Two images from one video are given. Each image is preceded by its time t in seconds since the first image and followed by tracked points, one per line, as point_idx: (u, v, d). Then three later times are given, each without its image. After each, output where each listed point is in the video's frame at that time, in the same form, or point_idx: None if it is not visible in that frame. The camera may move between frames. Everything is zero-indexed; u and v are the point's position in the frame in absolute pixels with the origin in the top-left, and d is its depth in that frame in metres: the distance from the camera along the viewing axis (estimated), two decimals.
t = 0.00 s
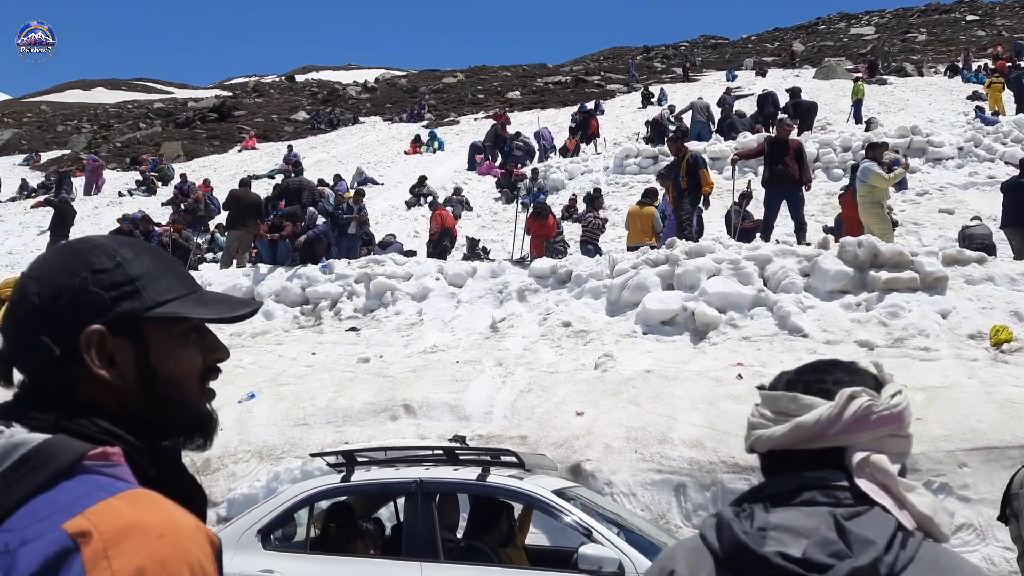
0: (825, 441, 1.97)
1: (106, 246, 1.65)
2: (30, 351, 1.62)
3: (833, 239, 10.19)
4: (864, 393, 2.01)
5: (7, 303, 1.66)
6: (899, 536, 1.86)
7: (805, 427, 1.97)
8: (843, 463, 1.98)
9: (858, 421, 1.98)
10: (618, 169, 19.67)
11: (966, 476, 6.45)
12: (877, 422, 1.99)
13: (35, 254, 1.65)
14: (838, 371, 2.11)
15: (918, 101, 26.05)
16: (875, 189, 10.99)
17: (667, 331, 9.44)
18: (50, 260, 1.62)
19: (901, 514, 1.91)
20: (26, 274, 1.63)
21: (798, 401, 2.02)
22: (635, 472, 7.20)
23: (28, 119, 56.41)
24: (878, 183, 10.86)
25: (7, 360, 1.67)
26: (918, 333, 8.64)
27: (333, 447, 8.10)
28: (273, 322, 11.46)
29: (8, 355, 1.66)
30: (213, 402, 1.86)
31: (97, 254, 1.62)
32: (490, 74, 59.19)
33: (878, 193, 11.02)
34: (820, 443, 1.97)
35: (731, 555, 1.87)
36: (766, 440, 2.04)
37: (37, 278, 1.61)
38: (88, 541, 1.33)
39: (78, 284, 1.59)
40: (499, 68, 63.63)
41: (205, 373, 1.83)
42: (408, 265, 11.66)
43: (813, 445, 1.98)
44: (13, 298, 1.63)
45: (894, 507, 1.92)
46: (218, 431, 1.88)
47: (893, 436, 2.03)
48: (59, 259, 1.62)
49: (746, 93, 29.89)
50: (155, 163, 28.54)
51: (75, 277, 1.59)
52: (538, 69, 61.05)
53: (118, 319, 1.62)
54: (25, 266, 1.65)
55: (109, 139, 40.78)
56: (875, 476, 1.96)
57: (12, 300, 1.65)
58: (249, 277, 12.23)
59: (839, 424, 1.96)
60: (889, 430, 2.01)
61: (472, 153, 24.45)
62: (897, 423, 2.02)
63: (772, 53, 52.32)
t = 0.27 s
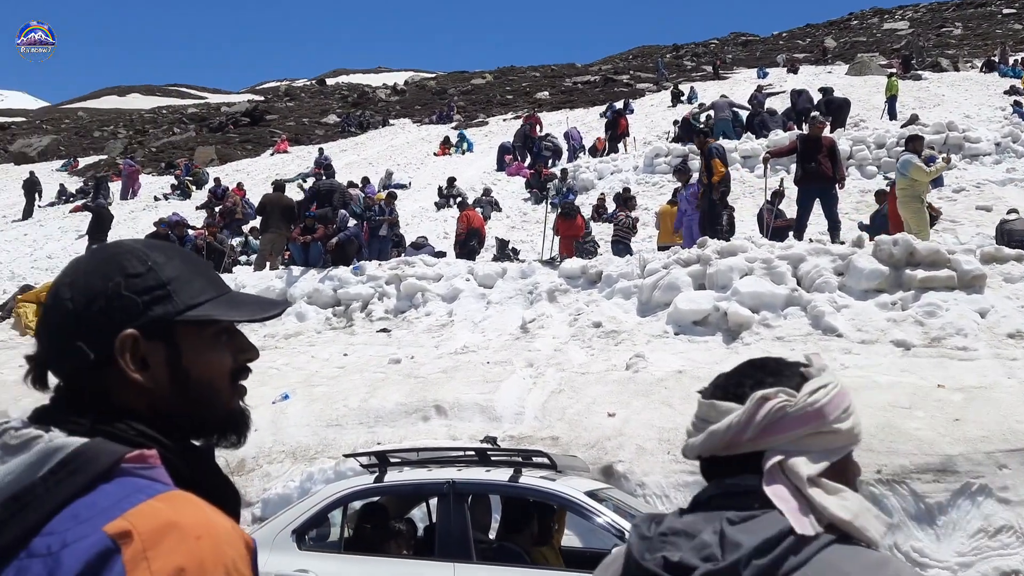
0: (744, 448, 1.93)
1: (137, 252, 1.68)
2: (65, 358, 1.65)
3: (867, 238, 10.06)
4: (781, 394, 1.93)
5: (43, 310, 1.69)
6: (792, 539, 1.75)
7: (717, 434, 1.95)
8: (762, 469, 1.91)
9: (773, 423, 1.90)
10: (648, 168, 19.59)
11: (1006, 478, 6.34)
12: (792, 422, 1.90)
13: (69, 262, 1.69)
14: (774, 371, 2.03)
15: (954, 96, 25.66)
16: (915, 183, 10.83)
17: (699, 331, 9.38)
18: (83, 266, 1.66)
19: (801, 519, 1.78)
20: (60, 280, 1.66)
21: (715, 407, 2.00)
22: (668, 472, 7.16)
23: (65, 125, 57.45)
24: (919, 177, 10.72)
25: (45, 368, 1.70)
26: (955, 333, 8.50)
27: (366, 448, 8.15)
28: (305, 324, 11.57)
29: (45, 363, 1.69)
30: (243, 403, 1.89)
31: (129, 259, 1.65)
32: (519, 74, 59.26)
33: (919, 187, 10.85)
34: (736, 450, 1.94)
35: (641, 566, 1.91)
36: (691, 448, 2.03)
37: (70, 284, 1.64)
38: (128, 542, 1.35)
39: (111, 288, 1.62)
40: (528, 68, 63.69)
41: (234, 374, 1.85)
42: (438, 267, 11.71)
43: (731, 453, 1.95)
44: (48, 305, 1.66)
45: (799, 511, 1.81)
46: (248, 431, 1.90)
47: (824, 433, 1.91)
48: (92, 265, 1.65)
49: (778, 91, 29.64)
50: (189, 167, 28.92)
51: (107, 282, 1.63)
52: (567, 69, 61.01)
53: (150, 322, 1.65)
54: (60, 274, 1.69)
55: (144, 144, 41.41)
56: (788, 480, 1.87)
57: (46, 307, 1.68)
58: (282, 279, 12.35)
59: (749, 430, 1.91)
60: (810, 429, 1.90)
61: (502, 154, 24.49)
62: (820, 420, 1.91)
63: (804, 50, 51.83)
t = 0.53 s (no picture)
0: (690, 452, 1.96)
1: (140, 258, 1.69)
2: (70, 363, 1.66)
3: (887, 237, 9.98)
4: (726, 396, 1.94)
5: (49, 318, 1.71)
6: (713, 545, 1.80)
7: (663, 440, 2.00)
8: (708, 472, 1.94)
9: (718, 425, 1.92)
10: (665, 169, 19.54)
11: None
12: (738, 425, 1.90)
13: (74, 269, 1.70)
14: (725, 373, 2.04)
15: (974, 94, 25.43)
16: (938, 180, 10.75)
17: (718, 332, 9.34)
18: (88, 272, 1.67)
19: (728, 525, 1.81)
20: (66, 287, 1.67)
21: (664, 412, 2.04)
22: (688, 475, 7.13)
23: (85, 133, 58.05)
24: (942, 174, 10.62)
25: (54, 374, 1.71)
26: (978, 333, 8.42)
27: (385, 451, 8.17)
28: (324, 328, 11.62)
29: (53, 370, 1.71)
30: (253, 402, 1.90)
31: (131, 265, 1.67)
32: (534, 77, 59.29)
33: (942, 184, 10.77)
34: (682, 455, 1.98)
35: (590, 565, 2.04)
36: (647, 451, 2.09)
37: (74, 291, 1.66)
38: (128, 551, 1.36)
39: (113, 295, 1.64)
40: (543, 71, 63.72)
41: (242, 374, 1.86)
42: (455, 270, 11.73)
43: (679, 457, 1.99)
44: (55, 311, 1.67)
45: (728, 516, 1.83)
46: (258, 431, 1.92)
47: (771, 434, 1.91)
48: (95, 272, 1.67)
49: (795, 90, 29.48)
50: (208, 173, 29.12)
51: (109, 288, 1.64)
52: (582, 71, 60.97)
53: (151, 328, 1.66)
54: (66, 281, 1.70)
55: (163, 151, 41.76)
56: (727, 485, 1.89)
57: (52, 313, 1.70)
58: (300, 283, 12.41)
59: (693, 434, 1.94)
60: (755, 431, 1.90)
61: (518, 156, 24.50)
62: (767, 421, 1.90)
63: (821, 49, 51.56)
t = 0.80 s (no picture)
0: (689, 451, 1.97)
1: (164, 262, 1.70)
2: (101, 370, 1.65)
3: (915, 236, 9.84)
4: (729, 397, 1.93)
5: (67, 324, 1.69)
6: (685, 549, 1.81)
7: (665, 438, 2.01)
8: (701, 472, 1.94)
9: (719, 427, 1.91)
10: (689, 170, 19.45)
11: None
12: (741, 426, 1.88)
13: (91, 273, 1.69)
14: (732, 374, 2.03)
15: (1004, 89, 25.06)
16: (970, 178, 10.59)
17: (744, 333, 9.27)
18: (114, 277, 1.66)
19: (703, 525, 1.82)
20: (91, 293, 1.66)
21: (669, 411, 2.05)
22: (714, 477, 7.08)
23: (114, 139, 58.82)
24: (975, 173, 10.44)
25: (75, 382, 1.70)
26: (1009, 332, 8.30)
27: (410, 454, 8.20)
28: (348, 331, 11.68)
29: (75, 378, 1.69)
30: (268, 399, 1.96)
31: (156, 269, 1.68)
32: (558, 78, 59.22)
33: (974, 182, 10.60)
34: (683, 454, 1.98)
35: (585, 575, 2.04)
36: (650, 449, 2.10)
37: (105, 297, 1.65)
38: (145, 557, 1.38)
39: (147, 299, 1.65)
40: (566, 72, 63.65)
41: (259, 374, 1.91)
42: (479, 273, 11.73)
43: (680, 455, 1.99)
44: (81, 319, 1.65)
45: (709, 518, 1.83)
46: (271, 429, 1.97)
47: (775, 439, 1.88)
48: (120, 276, 1.66)
49: (821, 88, 29.21)
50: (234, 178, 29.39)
51: (143, 293, 1.65)
52: (605, 72, 60.85)
53: (184, 331, 1.68)
54: (85, 286, 1.68)
55: (190, 156, 42.24)
56: (715, 486, 1.88)
57: (75, 323, 1.66)
58: (325, 286, 12.48)
59: (694, 432, 1.95)
60: (755, 434, 1.87)
61: (541, 158, 24.49)
62: (770, 424, 1.87)
63: (847, 46, 51.04)
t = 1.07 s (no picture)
0: (736, 436, 1.94)
1: (224, 258, 1.75)
2: (173, 367, 1.68)
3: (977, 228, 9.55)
4: (784, 381, 1.91)
5: (127, 322, 1.70)
6: (717, 536, 1.76)
7: (713, 423, 1.98)
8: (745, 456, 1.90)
9: (769, 411, 1.89)
10: (739, 164, 19.20)
11: None
12: (792, 411, 1.86)
13: (151, 270, 1.70)
14: (788, 364, 2.02)
15: None
16: None
17: (798, 330, 9.14)
18: (179, 272, 1.69)
19: (743, 500, 1.78)
20: (157, 291, 1.68)
21: (719, 397, 2.02)
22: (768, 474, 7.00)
23: (168, 142, 60.15)
24: None
25: (138, 377, 1.71)
26: None
27: (460, 450, 8.24)
28: (398, 329, 11.78)
29: (141, 373, 1.71)
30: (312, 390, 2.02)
31: (221, 265, 1.73)
32: (604, 73, 58.92)
33: None
34: (731, 440, 1.95)
35: None
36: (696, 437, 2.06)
37: (174, 293, 1.67)
38: (221, 541, 1.42)
39: (219, 294, 1.69)
40: (613, 67, 63.29)
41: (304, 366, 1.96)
42: (526, 270, 11.74)
43: (727, 441, 1.96)
44: (148, 315, 1.67)
45: (747, 499, 1.79)
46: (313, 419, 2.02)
47: (826, 426, 1.86)
48: (186, 275, 1.69)
49: (875, 79, 28.60)
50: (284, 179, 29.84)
51: (214, 288, 1.69)
52: (653, 66, 60.34)
53: (253, 325, 1.74)
54: (146, 284, 1.69)
55: (242, 158, 42.98)
56: (760, 467, 1.84)
57: (145, 325, 1.68)
58: (375, 285, 12.60)
59: (744, 418, 1.91)
60: (806, 419, 1.86)
61: (588, 154, 24.41)
62: (821, 411, 1.85)
63: (903, 35, 49.87)
